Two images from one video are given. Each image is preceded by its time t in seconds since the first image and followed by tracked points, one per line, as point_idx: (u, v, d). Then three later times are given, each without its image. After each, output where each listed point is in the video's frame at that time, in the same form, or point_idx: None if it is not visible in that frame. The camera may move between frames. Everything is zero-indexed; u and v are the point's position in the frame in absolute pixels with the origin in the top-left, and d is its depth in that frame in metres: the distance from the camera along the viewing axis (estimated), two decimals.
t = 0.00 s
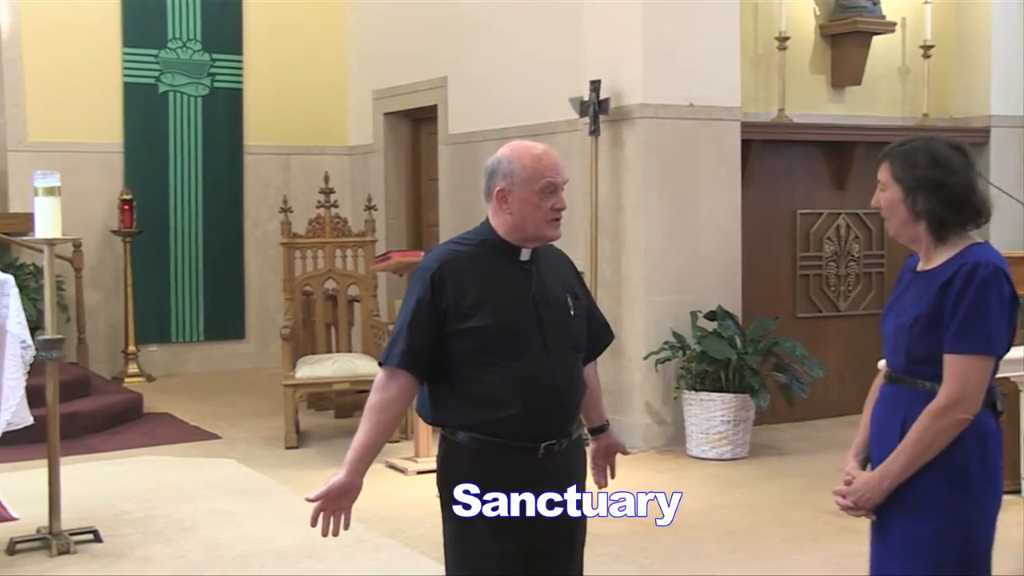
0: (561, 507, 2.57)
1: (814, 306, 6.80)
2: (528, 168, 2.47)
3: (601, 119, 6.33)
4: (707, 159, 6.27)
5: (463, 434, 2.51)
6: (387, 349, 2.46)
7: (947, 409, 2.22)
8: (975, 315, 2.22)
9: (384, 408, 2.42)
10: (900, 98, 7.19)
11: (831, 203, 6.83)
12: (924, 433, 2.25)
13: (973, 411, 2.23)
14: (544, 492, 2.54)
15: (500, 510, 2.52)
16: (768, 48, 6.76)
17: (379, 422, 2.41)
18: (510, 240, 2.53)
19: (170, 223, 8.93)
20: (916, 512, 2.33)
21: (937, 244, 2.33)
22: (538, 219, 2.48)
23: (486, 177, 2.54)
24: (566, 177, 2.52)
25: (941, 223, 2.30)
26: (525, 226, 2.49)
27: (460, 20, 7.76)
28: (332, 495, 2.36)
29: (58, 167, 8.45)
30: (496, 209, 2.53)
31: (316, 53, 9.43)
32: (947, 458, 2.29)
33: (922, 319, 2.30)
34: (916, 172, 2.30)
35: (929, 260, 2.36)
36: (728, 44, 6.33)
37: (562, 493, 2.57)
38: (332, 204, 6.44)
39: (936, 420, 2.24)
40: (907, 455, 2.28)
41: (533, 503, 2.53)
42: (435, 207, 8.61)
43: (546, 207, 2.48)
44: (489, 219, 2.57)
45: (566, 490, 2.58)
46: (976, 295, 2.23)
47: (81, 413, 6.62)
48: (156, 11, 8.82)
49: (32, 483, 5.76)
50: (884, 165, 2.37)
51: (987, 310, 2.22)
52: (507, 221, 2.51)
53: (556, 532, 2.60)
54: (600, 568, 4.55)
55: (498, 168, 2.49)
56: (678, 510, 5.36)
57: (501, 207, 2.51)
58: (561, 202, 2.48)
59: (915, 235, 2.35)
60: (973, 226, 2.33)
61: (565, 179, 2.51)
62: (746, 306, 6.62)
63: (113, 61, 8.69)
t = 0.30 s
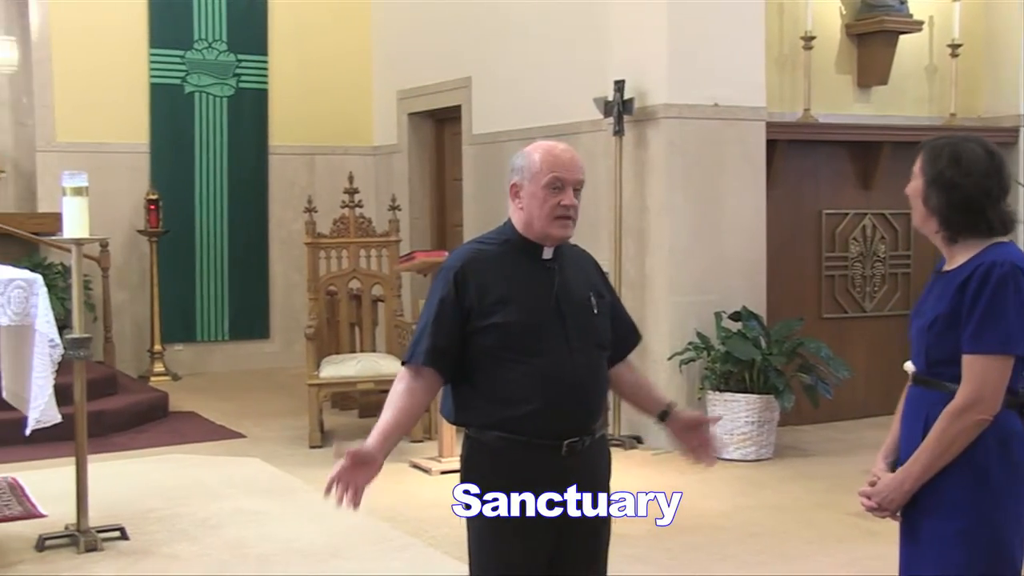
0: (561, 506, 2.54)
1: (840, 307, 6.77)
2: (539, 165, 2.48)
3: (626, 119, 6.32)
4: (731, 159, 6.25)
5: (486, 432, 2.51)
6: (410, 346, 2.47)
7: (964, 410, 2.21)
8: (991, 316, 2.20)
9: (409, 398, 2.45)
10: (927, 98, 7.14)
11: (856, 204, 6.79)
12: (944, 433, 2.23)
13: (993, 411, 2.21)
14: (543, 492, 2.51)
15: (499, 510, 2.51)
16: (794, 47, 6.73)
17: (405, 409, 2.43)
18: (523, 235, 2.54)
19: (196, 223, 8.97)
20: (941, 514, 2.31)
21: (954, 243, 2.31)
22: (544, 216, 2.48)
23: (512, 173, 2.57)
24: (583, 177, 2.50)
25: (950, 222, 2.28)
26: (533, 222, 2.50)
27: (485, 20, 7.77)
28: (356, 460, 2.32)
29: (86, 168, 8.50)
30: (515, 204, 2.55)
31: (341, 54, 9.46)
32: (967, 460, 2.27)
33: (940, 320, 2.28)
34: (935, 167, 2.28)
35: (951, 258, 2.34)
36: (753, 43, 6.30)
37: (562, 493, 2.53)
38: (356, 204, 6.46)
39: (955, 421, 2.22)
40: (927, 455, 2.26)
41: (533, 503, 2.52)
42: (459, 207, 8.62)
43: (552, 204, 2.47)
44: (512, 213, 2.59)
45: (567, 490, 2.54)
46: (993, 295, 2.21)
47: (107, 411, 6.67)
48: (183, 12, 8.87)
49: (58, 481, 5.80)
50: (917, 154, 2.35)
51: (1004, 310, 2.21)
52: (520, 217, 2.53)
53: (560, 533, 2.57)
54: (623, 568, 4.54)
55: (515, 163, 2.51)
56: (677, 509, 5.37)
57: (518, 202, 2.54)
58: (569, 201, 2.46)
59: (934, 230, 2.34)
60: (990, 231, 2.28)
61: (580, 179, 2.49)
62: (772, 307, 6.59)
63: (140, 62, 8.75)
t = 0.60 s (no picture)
0: (561, 507, 2.50)
1: (860, 307, 6.76)
2: (558, 167, 2.49)
3: (646, 119, 6.31)
4: (753, 159, 6.25)
5: (503, 429, 2.51)
6: (427, 340, 2.51)
7: (968, 408, 2.16)
8: (1000, 314, 2.15)
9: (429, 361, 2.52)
10: (950, 96, 7.13)
11: (877, 203, 6.78)
12: (949, 430, 2.19)
13: (999, 411, 2.15)
14: (544, 492, 2.49)
15: (500, 510, 2.51)
16: (815, 47, 6.73)
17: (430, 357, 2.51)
18: (542, 236, 2.54)
19: (217, 223, 8.99)
20: (947, 514, 2.25)
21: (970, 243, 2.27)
22: (562, 217, 2.48)
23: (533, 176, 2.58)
24: (603, 181, 2.50)
25: (957, 221, 2.26)
26: (551, 222, 2.50)
27: (505, 20, 7.77)
28: (401, 347, 2.38)
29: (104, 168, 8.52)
30: (534, 206, 2.57)
31: (358, 54, 9.47)
32: (974, 459, 2.21)
33: (953, 318, 2.24)
34: (944, 167, 2.26)
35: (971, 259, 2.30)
36: (775, 43, 6.29)
37: (562, 493, 2.50)
38: (377, 204, 6.46)
39: (959, 419, 2.17)
40: (934, 452, 2.22)
41: (533, 503, 2.49)
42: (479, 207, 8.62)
43: (569, 206, 2.47)
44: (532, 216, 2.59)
45: (567, 490, 2.50)
46: (1003, 294, 2.16)
47: (127, 410, 6.68)
48: (202, 12, 8.88)
49: (78, 480, 5.81)
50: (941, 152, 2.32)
51: (1015, 310, 2.14)
52: (540, 218, 2.54)
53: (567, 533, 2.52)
54: (644, 569, 4.53)
55: (537, 165, 2.53)
56: (676, 509, 5.38)
57: (538, 204, 2.55)
58: (587, 204, 2.47)
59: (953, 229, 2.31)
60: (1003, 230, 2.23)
61: (601, 182, 2.50)
62: (791, 308, 6.58)
63: (159, 62, 8.76)
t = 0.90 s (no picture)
0: (561, 507, 2.49)
1: (866, 308, 6.74)
2: (565, 164, 2.49)
3: (651, 119, 6.30)
4: (759, 159, 6.24)
5: (510, 427, 2.51)
6: (433, 340, 2.50)
7: (974, 410, 2.14)
8: (1006, 316, 2.13)
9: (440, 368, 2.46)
10: (956, 96, 7.10)
11: (883, 204, 6.75)
12: (955, 433, 2.17)
13: (1006, 414, 2.13)
14: (544, 492, 2.49)
15: (500, 510, 2.52)
16: (820, 47, 6.70)
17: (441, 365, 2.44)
18: (554, 235, 2.53)
19: (224, 223, 9.01)
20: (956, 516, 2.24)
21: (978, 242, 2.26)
22: (577, 214, 2.48)
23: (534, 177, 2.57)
24: (609, 173, 2.51)
25: (964, 220, 2.25)
26: (564, 220, 2.49)
27: (510, 20, 7.78)
28: (413, 342, 2.33)
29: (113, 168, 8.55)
30: (541, 207, 2.55)
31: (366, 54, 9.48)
32: (982, 461, 2.20)
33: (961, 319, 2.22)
34: (954, 165, 2.24)
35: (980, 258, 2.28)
36: (779, 43, 6.28)
37: (562, 493, 2.49)
38: (381, 204, 6.47)
39: (965, 421, 2.16)
40: (941, 454, 2.20)
41: (532, 503, 2.49)
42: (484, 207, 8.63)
43: (583, 201, 2.47)
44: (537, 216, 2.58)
45: (567, 490, 2.50)
46: (1010, 295, 2.14)
47: (134, 410, 6.70)
48: (209, 13, 8.90)
49: (85, 478, 5.83)
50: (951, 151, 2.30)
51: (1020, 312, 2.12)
52: (550, 218, 2.52)
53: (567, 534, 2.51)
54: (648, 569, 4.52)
55: (541, 165, 2.51)
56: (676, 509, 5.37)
57: (545, 204, 2.53)
58: (600, 197, 2.47)
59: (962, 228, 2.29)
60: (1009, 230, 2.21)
61: (607, 175, 2.51)
62: (797, 308, 6.57)
63: (166, 62, 8.79)
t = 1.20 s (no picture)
0: (561, 507, 2.51)
1: (892, 309, 6.71)
2: (593, 166, 2.48)
3: (676, 119, 6.29)
4: (784, 159, 6.22)
5: (541, 428, 2.51)
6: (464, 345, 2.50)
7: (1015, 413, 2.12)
8: None
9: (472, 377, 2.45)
10: (984, 96, 7.05)
11: (910, 204, 6.72)
12: (994, 436, 2.16)
13: None
14: (542, 492, 2.51)
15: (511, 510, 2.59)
16: (846, 46, 6.67)
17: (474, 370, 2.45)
18: (581, 238, 2.53)
19: (249, 223, 9.06)
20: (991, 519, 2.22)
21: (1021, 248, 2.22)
22: (609, 215, 2.48)
23: (555, 181, 2.55)
24: (632, 171, 2.52)
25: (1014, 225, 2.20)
26: (595, 222, 2.49)
27: (535, 20, 7.77)
28: (453, 346, 2.37)
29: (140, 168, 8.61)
30: (565, 210, 2.53)
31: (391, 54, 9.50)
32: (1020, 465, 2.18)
33: (999, 321, 2.20)
34: (1003, 168, 2.20)
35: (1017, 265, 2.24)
36: (805, 43, 6.25)
37: (562, 493, 2.50)
38: (406, 204, 6.48)
39: (1005, 424, 2.14)
40: (978, 457, 2.18)
41: (533, 503, 2.53)
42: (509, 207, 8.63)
43: (615, 201, 2.48)
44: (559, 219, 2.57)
45: (567, 490, 2.50)
46: None
47: (161, 408, 6.74)
48: (235, 14, 8.95)
49: (112, 476, 5.88)
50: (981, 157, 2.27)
51: None
52: (577, 220, 2.51)
53: (571, 534, 2.52)
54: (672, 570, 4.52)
55: (565, 170, 2.50)
56: (677, 509, 5.37)
57: (571, 206, 2.52)
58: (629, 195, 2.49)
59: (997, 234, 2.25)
60: None
61: (630, 173, 2.52)
62: (823, 309, 6.54)
63: (193, 63, 8.84)
